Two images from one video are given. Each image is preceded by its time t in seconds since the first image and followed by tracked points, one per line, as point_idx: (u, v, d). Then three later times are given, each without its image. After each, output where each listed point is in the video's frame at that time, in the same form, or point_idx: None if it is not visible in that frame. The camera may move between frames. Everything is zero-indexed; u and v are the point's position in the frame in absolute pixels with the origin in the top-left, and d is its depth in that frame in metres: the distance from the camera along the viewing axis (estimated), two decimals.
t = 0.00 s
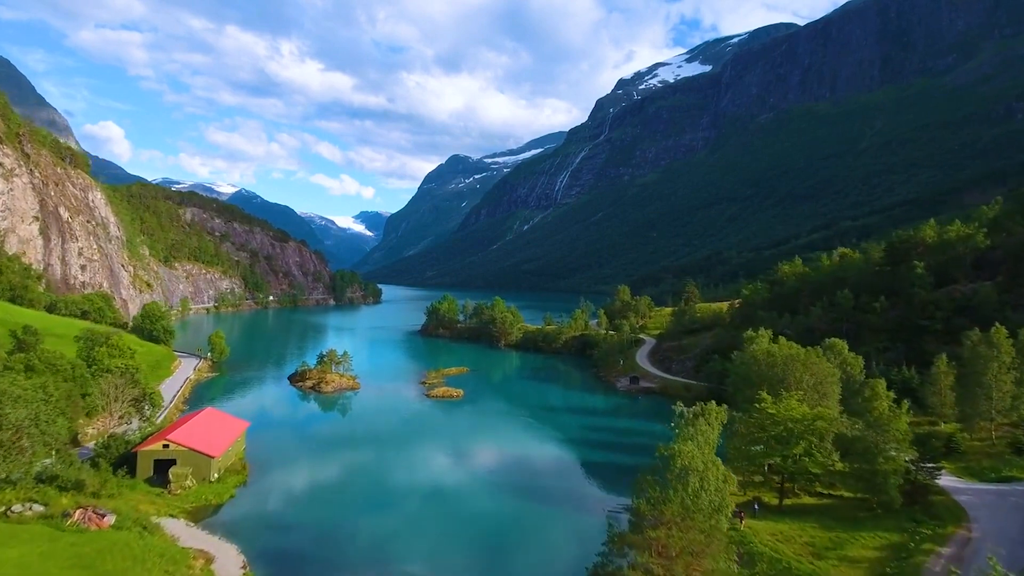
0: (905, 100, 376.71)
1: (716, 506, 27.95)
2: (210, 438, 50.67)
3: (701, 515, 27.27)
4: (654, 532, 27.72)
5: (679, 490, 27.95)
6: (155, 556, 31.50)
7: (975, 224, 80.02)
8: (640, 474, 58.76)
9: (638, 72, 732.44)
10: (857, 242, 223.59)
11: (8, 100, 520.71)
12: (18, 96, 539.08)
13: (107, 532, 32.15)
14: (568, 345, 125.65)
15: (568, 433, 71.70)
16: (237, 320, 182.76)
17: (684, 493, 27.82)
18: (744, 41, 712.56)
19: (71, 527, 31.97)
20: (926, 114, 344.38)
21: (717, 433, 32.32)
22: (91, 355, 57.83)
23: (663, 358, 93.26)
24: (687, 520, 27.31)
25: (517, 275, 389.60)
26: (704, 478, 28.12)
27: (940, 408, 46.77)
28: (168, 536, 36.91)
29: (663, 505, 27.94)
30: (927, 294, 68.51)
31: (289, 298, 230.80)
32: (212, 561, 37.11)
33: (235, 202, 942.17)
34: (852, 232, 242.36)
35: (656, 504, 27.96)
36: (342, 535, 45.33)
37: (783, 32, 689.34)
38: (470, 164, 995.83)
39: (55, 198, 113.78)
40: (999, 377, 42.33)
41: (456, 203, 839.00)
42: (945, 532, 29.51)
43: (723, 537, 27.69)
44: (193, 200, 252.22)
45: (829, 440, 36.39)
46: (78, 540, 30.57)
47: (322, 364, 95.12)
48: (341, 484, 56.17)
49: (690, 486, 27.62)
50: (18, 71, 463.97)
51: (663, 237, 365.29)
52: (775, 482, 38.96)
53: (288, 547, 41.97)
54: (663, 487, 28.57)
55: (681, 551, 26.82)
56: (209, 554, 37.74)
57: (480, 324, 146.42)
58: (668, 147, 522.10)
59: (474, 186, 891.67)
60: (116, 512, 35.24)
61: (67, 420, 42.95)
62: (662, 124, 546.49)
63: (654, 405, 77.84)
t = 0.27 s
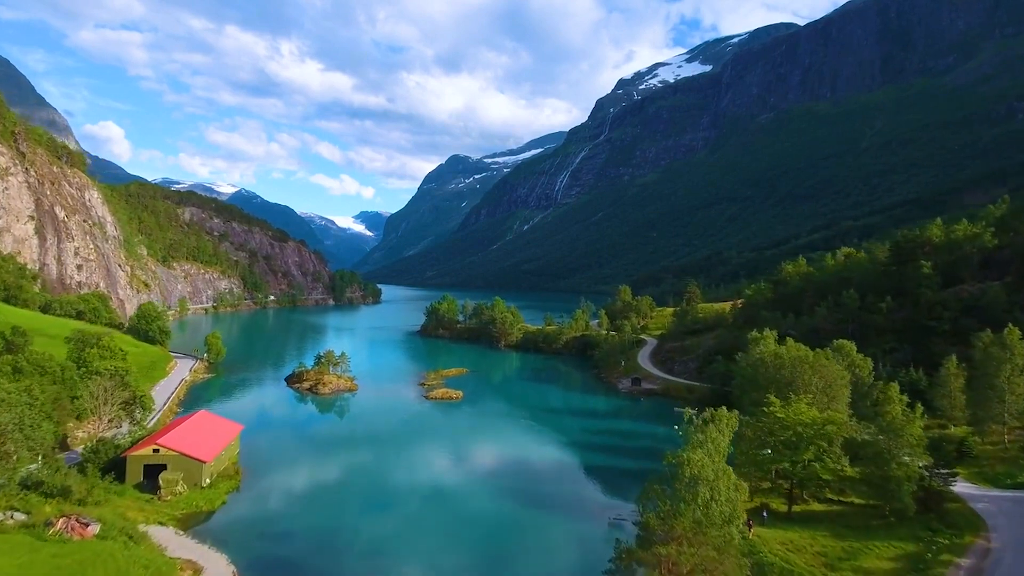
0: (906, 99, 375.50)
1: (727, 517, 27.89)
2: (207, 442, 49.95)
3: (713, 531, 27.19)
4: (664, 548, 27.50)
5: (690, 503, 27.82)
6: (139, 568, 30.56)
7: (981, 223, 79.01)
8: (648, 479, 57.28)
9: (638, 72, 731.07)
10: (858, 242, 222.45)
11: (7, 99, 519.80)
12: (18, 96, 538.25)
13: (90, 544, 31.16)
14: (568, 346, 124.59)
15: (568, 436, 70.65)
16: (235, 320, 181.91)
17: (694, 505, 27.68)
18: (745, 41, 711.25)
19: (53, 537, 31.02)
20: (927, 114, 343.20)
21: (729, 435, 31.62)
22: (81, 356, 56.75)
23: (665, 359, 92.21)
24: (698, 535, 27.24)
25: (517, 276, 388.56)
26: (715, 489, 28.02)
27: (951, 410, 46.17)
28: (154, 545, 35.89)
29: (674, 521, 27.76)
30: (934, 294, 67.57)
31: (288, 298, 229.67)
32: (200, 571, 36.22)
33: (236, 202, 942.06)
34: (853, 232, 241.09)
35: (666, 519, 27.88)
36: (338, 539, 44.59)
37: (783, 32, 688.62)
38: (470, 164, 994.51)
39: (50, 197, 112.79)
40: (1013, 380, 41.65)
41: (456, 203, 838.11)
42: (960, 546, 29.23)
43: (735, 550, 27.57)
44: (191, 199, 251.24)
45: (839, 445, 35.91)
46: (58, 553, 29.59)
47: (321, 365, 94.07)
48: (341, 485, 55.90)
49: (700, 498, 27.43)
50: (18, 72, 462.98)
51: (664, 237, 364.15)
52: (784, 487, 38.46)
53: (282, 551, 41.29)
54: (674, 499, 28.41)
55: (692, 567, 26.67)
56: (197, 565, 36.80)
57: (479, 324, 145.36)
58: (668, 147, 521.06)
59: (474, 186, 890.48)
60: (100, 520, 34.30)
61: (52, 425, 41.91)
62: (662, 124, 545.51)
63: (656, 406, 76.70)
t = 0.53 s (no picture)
0: (906, 99, 374.56)
1: (739, 530, 27.24)
2: (199, 447, 48.91)
3: (726, 548, 26.48)
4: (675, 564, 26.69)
5: (703, 516, 26.93)
6: None
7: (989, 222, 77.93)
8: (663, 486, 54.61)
9: (638, 72, 729.85)
10: (859, 242, 221.40)
11: (7, 100, 518.56)
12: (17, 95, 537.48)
13: (71, 556, 30.12)
14: (569, 347, 123.56)
15: (568, 438, 69.43)
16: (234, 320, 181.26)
17: (707, 519, 26.83)
18: (745, 41, 710.04)
19: (33, 548, 29.99)
20: (928, 114, 342.33)
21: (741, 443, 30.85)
22: (71, 358, 55.51)
23: (667, 359, 91.16)
24: (712, 554, 26.67)
25: (517, 276, 387.65)
26: (727, 501, 27.29)
27: (962, 414, 45.34)
28: (140, 555, 34.86)
29: (686, 536, 27.02)
30: (942, 294, 66.53)
31: (288, 298, 228.81)
32: None
33: (236, 202, 941.65)
34: (853, 232, 239.93)
35: (677, 534, 27.13)
36: (336, 542, 44.27)
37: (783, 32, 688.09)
38: (470, 164, 993.10)
39: (46, 196, 111.75)
40: None
41: (456, 203, 837.50)
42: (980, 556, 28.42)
43: (747, 563, 27.05)
44: (190, 199, 250.28)
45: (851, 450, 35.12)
46: (38, 566, 28.55)
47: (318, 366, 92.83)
48: (340, 486, 55.65)
49: (713, 510, 26.72)
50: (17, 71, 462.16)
51: (664, 237, 363.28)
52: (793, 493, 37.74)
53: (278, 554, 41.01)
54: (683, 511, 27.77)
55: None
56: None
57: (479, 325, 144.41)
58: (668, 147, 520.12)
59: (474, 186, 889.44)
60: (83, 530, 33.27)
61: (37, 430, 40.79)
62: (662, 123, 544.65)
63: (659, 408, 75.38)
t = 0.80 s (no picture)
0: (907, 99, 373.31)
1: (751, 543, 26.89)
2: (190, 452, 47.98)
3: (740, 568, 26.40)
4: None
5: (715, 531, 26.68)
6: None
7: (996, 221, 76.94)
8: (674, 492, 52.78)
9: (638, 72, 728.49)
10: (860, 242, 220.28)
11: (6, 100, 517.70)
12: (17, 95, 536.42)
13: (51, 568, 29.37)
14: (569, 347, 122.51)
15: (568, 441, 68.19)
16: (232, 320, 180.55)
17: (719, 534, 26.71)
18: (745, 41, 708.38)
19: (14, 559, 29.20)
20: (928, 114, 341.32)
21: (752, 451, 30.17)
22: (61, 359, 54.48)
23: (670, 360, 90.16)
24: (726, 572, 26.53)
25: (517, 276, 386.64)
26: (740, 514, 26.93)
27: (973, 418, 44.60)
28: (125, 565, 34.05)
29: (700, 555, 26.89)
30: (949, 295, 65.57)
31: (287, 298, 227.82)
32: None
33: (235, 202, 940.55)
34: (855, 232, 238.71)
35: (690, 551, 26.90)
36: (335, 543, 43.98)
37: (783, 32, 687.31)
38: (471, 164, 991.78)
39: (42, 196, 110.78)
40: None
41: (456, 203, 836.57)
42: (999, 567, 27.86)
43: None
44: (189, 199, 249.27)
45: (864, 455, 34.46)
46: None
47: (316, 367, 91.71)
48: (340, 487, 55.49)
49: (725, 523, 26.51)
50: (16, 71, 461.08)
51: (664, 237, 362.25)
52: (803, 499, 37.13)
53: (275, 555, 40.69)
54: (695, 522, 27.49)
55: None
56: None
57: (479, 325, 143.38)
58: (668, 147, 519.10)
59: (474, 186, 888.39)
60: (66, 539, 32.52)
61: (22, 436, 39.86)
62: (662, 123, 543.68)
63: (661, 409, 74.32)
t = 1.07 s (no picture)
0: (907, 99, 372.41)
1: (765, 559, 25.85)
2: (181, 456, 47.02)
3: None
4: None
5: (728, 544, 25.62)
6: None
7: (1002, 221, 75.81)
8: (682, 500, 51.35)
9: (638, 72, 727.45)
10: (861, 242, 219.34)
11: (6, 99, 516.90)
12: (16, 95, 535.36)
13: None
14: (570, 348, 121.44)
15: (569, 444, 67.06)
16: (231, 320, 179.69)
17: (733, 547, 25.55)
18: (745, 41, 707.24)
19: None
20: (929, 113, 340.48)
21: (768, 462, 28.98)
22: (49, 361, 53.31)
23: (672, 361, 89.23)
24: None
25: (517, 276, 385.70)
26: (756, 527, 25.73)
27: (984, 422, 43.52)
28: None
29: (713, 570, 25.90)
30: (957, 295, 64.60)
31: (286, 298, 226.86)
32: None
33: (235, 202, 939.79)
34: (856, 232, 237.54)
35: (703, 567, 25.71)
36: (334, 545, 44.51)
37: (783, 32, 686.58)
38: (470, 164, 990.67)
39: (37, 195, 109.69)
40: None
41: (456, 203, 835.72)
42: None
43: None
44: (188, 198, 248.29)
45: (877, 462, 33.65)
46: None
47: (313, 369, 90.41)
48: (341, 488, 55.88)
49: (740, 537, 25.43)
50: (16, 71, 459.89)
51: (664, 237, 361.31)
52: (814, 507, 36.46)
53: (274, 557, 41.21)
54: (705, 535, 26.37)
55: None
56: None
57: (479, 325, 142.35)
58: (669, 147, 518.07)
59: (474, 186, 887.56)
60: (48, 551, 31.61)
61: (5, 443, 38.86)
62: (662, 123, 542.75)
63: (663, 412, 73.21)
